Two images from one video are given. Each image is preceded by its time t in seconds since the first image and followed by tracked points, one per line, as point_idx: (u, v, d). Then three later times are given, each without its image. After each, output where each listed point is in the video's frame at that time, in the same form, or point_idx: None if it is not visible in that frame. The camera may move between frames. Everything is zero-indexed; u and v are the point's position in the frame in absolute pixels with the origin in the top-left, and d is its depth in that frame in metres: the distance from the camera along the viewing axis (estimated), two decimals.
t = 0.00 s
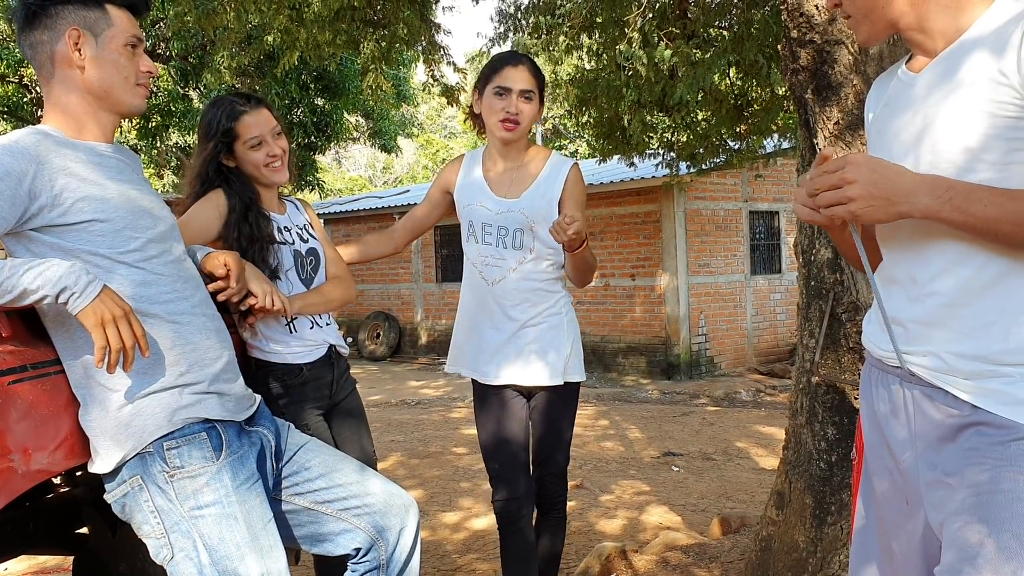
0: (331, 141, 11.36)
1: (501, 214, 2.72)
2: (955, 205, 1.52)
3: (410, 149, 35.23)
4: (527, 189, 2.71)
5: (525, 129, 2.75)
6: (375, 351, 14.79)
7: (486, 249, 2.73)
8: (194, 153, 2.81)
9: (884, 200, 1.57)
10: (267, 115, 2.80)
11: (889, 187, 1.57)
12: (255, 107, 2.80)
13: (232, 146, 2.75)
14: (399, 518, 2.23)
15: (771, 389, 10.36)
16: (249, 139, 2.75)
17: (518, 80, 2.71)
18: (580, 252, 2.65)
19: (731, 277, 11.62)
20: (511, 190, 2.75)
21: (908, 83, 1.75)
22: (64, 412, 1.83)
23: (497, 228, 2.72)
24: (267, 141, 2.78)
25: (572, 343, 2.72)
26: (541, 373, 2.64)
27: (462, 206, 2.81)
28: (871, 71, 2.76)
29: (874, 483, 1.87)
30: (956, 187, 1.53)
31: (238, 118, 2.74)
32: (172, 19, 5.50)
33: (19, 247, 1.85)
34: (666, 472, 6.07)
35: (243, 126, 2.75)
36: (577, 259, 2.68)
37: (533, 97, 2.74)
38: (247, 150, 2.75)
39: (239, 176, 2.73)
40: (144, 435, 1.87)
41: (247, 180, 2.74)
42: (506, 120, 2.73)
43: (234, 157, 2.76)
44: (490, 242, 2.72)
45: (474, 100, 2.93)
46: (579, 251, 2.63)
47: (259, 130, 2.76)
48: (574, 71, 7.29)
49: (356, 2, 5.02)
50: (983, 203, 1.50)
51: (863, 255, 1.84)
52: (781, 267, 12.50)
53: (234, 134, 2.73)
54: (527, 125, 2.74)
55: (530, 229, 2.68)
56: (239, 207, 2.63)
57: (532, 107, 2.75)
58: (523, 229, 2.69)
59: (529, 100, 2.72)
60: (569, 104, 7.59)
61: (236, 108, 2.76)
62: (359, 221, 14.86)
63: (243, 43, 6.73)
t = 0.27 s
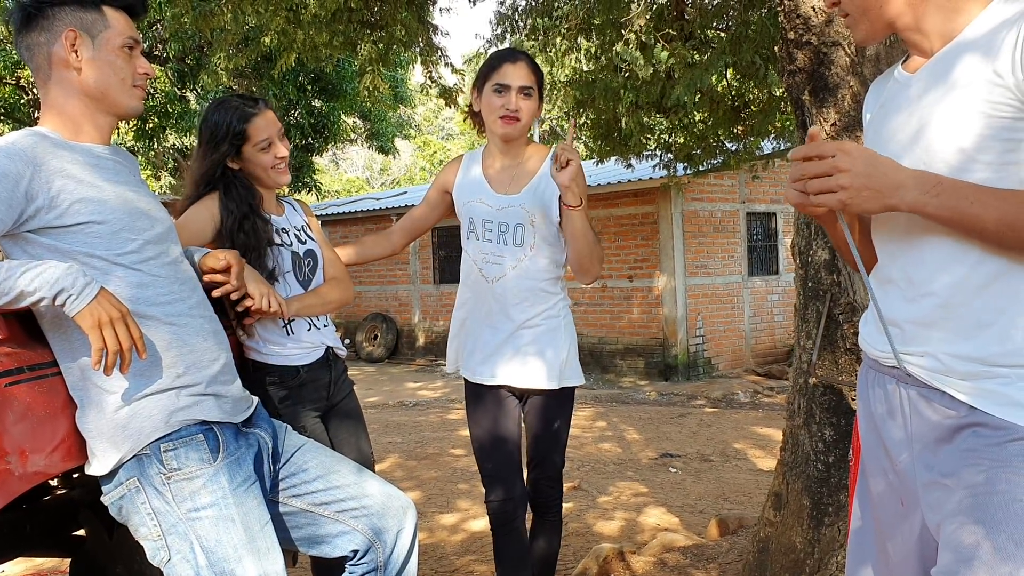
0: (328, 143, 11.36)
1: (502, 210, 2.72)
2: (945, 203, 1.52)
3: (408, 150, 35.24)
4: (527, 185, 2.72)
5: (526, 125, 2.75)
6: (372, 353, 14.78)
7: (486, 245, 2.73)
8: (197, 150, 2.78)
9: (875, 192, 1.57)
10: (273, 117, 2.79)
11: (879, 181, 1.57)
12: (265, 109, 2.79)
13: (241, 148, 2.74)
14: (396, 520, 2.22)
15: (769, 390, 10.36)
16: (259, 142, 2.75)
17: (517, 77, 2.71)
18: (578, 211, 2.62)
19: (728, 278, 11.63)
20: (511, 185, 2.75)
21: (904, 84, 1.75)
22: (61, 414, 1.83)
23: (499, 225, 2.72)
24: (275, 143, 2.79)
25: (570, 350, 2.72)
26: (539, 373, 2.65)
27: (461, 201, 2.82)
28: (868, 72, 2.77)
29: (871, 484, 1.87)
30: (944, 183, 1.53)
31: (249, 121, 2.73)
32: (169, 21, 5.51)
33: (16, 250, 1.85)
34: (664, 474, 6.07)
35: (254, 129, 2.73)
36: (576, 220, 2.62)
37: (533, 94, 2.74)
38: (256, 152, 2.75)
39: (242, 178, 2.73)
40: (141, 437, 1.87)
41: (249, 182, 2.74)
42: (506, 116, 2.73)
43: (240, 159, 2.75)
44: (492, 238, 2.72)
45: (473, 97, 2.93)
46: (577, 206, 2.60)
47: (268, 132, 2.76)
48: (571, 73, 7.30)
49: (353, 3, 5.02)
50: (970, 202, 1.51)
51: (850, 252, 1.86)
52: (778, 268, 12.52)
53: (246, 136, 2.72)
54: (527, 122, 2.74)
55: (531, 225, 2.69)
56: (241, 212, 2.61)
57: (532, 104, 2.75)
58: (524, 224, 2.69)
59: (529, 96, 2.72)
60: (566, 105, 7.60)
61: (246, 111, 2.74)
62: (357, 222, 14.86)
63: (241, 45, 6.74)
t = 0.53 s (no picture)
0: (326, 144, 11.35)
1: (497, 203, 2.71)
2: (944, 204, 1.52)
3: (406, 152, 35.23)
4: (523, 179, 2.72)
5: (524, 118, 2.75)
6: (371, 354, 14.77)
7: (481, 239, 2.72)
8: (197, 148, 2.77)
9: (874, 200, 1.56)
10: (275, 118, 2.79)
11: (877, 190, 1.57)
12: (265, 109, 2.79)
13: (242, 148, 2.73)
14: (394, 522, 2.22)
15: (767, 391, 10.36)
16: (260, 142, 2.74)
17: (515, 68, 2.70)
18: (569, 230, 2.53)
19: (727, 279, 11.63)
20: (510, 177, 2.75)
21: (901, 85, 1.76)
22: (58, 416, 1.82)
23: (494, 219, 2.71)
24: (276, 144, 2.79)
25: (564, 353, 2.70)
26: (532, 371, 2.65)
27: (456, 195, 2.82)
28: (867, 73, 2.77)
29: (869, 485, 1.87)
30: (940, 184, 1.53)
31: (250, 121, 2.72)
32: (166, 22, 5.50)
33: (13, 251, 1.84)
34: (663, 475, 6.06)
35: (255, 129, 2.73)
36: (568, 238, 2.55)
37: (531, 86, 2.73)
38: (256, 152, 2.75)
39: (242, 180, 2.72)
40: (139, 439, 1.86)
41: (248, 183, 2.73)
42: (503, 109, 2.73)
43: (241, 160, 2.74)
44: (487, 232, 2.71)
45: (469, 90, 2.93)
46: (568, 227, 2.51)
47: (269, 133, 2.76)
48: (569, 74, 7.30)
49: (351, 4, 5.02)
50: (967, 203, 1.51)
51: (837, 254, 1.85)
52: (776, 269, 12.52)
53: (246, 136, 2.71)
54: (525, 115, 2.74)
55: (528, 218, 2.67)
56: (239, 214, 2.61)
57: (531, 97, 2.74)
58: (521, 219, 2.68)
59: (527, 89, 2.72)
60: (565, 106, 7.60)
61: (247, 111, 2.73)
62: (355, 224, 14.85)
63: (239, 45, 6.74)
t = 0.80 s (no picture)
0: (325, 144, 11.35)
1: (488, 192, 2.69)
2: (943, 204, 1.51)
3: (405, 152, 35.22)
4: (515, 167, 2.68)
5: (514, 109, 2.73)
6: (370, 355, 14.76)
7: (472, 232, 2.70)
8: (195, 148, 2.77)
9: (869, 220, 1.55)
10: (274, 119, 2.79)
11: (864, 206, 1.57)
12: (264, 111, 2.79)
13: (240, 149, 2.73)
14: (393, 522, 2.22)
15: (766, 392, 10.36)
16: (258, 143, 2.74)
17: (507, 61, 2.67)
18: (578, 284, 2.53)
19: (726, 280, 11.63)
20: (501, 166, 2.72)
21: (900, 86, 1.77)
22: (57, 416, 1.82)
23: (485, 211, 2.69)
24: (274, 145, 2.78)
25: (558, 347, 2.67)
26: (526, 361, 2.62)
27: (445, 187, 2.80)
28: (866, 73, 2.76)
29: (868, 485, 1.87)
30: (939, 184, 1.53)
31: (248, 122, 2.72)
32: (165, 22, 5.50)
33: (12, 252, 1.84)
34: (662, 476, 6.06)
35: (253, 130, 2.73)
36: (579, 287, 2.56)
37: (522, 77, 2.70)
38: (254, 153, 2.74)
39: (239, 180, 2.71)
40: (137, 440, 1.86)
41: (246, 184, 2.73)
42: (493, 100, 2.70)
43: (238, 160, 2.74)
44: (478, 225, 2.69)
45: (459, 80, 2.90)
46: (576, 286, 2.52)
47: (268, 134, 2.75)
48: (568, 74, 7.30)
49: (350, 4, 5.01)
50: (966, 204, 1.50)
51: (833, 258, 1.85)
52: (776, 269, 12.52)
53: (244, 136, 2.71)
54: (516, 106, 2.72)
55: (518, 209, 2.65)
56: (237, 214, 2.61)
57: (521, 88, 2.72)
58: (512, 209, 2.65)
59: (518, 80, 2.69)
60: (564, 106, 7.60)
61: (247, 112, 2.73)
62: (354, 224, 14.85)
63: (238, 45, 6.74)
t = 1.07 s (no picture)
0: (324, 145, 11.36)
1: (483, 192, 2.68)
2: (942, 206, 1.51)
3: (405, 152, 35.22)
4: (512, 165, 2.67)
5: (510, 107, 2.71)
6: (369, 355, 14.76)
7: (469, 233, 2.70)
8: (194, 149, 2.77)
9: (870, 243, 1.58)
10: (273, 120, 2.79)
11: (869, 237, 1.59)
12: (262, 112, 2.78)
13: (238, 150, 2.73)
14: (393, 523, 2.22)
15: (765, 392, 10.36)
16: (255, 144, 2.74)
17: (501, 58, 2.66)
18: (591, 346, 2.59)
19: (725, 280, 11.63)
20: (499, 164, 2.70)
21: (899, 87, 1.77)
22: (56, 417, 1.82)
23: (481, 210, 2.68)
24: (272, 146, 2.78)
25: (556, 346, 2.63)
26: (519, 359, 2.60)
27: (441, 187, 2.80)
28: (865, 74, 2.77)
29: (866, 486, 1.87)
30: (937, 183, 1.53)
31: (246, 122, 2.72)
32: (165, 23, 5.50)
33: (11, 252, 1.84)
34: (661, 476, 6.06)
35: (250, 131, 2.72)
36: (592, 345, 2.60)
37: (517, 74, 2.69)
38: (252, 154, 2.74)
39: (237, 180, 2.71)
40: (137, 440, 1.86)
41: (244, 184, 2.73)
42: (488, 97, 2.68)
43: (235, 160, 2.74)
44: (474, 225, 2.68)
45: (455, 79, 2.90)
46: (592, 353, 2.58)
47: (266, 135, 2.75)
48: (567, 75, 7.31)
49: (350, 5, 5.02)
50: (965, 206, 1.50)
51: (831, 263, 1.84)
52: (775, 269, 12.52)
53: (242, 137, 2.71)
54: (509, 103, 2.70)
55: (515, 208, 2.63)
56: (236, 213, 2.61)
57: (516, 85, 2.70)
58: (508, 208, 2.64)
59: (512, 77, 2.68)
60: (563, 107, 7.62)
61: (244, 112, 2.73)
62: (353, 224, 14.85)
63: (237, 46, 6.75)
